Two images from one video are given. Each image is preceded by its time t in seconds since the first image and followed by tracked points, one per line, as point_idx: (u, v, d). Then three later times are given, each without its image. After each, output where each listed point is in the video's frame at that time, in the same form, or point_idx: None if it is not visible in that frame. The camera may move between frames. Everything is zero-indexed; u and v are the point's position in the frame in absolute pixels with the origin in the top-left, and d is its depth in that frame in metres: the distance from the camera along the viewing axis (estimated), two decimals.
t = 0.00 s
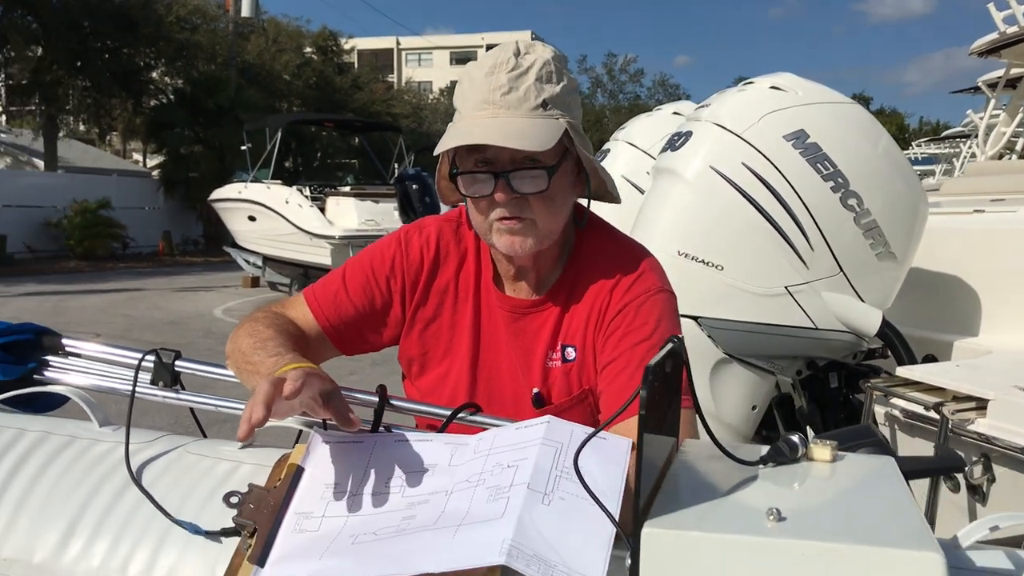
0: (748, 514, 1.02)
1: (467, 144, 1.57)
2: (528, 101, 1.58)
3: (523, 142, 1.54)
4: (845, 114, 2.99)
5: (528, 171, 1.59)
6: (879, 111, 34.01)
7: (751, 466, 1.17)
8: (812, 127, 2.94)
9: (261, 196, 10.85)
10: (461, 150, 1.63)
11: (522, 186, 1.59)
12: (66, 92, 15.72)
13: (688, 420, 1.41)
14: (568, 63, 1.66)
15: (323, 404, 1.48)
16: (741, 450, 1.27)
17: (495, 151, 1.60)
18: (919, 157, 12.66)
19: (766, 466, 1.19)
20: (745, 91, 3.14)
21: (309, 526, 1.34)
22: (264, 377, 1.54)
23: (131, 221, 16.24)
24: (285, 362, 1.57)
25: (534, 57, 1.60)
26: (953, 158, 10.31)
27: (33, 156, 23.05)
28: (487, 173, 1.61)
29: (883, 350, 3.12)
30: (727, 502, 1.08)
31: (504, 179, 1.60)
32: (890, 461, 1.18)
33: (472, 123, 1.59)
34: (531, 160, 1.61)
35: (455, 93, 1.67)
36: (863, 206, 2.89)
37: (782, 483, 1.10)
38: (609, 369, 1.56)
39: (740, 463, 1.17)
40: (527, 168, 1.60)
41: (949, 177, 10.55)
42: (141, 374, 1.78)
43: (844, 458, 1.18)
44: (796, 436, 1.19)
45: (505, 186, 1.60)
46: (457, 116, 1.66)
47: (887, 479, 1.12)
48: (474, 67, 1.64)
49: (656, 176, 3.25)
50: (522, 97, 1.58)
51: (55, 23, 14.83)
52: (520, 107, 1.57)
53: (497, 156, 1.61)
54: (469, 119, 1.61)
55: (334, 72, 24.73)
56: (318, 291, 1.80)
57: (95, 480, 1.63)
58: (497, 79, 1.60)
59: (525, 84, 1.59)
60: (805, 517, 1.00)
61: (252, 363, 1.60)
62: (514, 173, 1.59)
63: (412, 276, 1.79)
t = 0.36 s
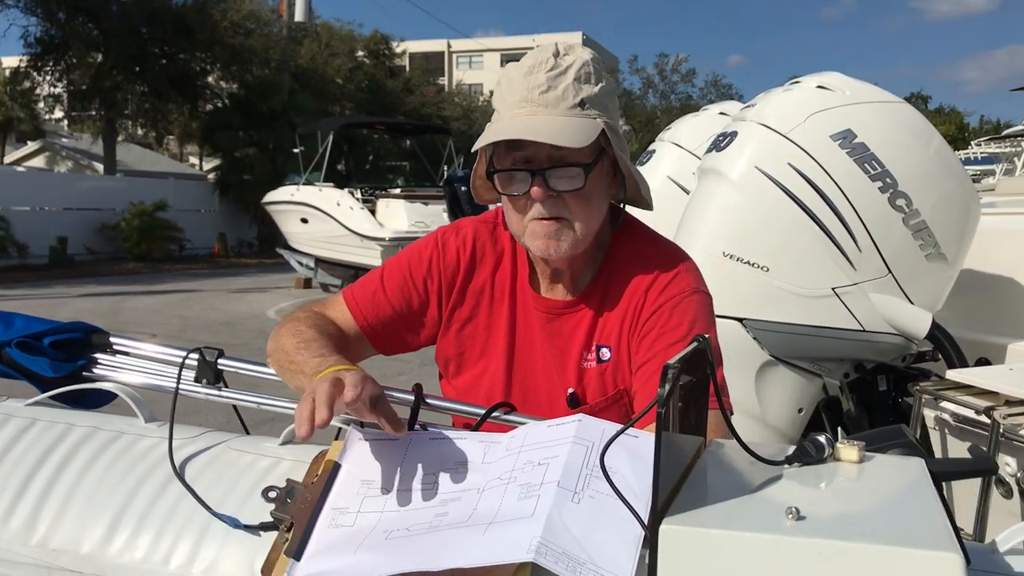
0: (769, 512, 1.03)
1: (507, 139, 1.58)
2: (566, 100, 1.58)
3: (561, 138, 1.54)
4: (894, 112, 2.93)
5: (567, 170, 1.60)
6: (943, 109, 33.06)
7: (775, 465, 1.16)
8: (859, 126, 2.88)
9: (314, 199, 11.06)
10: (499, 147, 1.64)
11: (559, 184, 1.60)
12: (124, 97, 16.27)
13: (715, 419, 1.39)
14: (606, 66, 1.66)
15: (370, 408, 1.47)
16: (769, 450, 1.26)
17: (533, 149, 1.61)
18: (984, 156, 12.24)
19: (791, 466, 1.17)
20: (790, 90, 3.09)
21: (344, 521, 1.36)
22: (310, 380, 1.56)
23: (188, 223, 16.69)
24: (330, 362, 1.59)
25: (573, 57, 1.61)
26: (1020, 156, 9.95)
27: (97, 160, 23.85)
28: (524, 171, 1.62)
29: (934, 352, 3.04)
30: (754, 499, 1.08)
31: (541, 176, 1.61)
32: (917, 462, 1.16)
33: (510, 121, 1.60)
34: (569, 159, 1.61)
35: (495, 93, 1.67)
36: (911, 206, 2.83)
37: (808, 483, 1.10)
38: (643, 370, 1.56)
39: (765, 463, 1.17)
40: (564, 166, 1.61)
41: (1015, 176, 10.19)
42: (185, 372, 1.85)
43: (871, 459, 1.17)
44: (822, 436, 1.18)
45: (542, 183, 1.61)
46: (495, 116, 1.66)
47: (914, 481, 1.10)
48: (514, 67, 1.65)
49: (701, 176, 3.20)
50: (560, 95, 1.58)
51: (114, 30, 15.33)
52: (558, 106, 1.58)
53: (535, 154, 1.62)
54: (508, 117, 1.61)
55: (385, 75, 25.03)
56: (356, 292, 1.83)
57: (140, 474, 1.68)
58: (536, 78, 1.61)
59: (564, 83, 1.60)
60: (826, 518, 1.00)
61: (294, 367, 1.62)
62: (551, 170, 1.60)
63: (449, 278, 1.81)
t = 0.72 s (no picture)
0: (771, 516, 1.02)
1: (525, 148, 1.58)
2: (581, 107, 1.59)
3: (579, 145, 1.55)
4: (916, 117, 2.89)
5: (584, 176, 1.60)
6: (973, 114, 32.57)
7: (781, 470, 1.15)
8: (881, 131, 2.85)
9: (339, 205, 11.12)
10: (515, 156, 1.64)
11: (575, 191, 1.60)
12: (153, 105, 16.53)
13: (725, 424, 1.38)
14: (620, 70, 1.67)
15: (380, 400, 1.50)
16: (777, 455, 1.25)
17: (549, 157, 1.61)
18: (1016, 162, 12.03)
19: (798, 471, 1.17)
20: (811, 95, 3.06)
21: (355, 524, 1.37)
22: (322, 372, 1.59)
23: (215, 230, 16.88)
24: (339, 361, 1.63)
25: (588, 63, 1.61)
26: None
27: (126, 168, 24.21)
28: (540, 178, 1.62)
29: (958, 359, 2.99)
30: (760, 502, 1.07)
31: (558, 183, 1.61)
32: (926, 468, 1.15)
33: (527, 127, 1.60)
34: (585, 166, 1.62)
35: (509, 98, 1.68)
36: (934, 211, 2.80)
37: (815, 488, 1.09)
38: (656, 374, 1.55)
39: (771, 468, 1.16)
40: (582, 173, 1.61)
41: None
42: (200, 375, 1.87)
43: (879, 464, 1.16)
44: (830, 441, 1.17)
45: (559, 191, 1.61)
46: (510, 122, 1.67)
47: (922, 489, 1.09)
48: (529, 74, 1.65)
49: (720, 181, 3.17)
50: (576, 102, 1.59)
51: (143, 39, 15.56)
52: (574, 113, 1.59)
53: (551, 161, 1.62)
54: (524, 124, 1.62)
55: (410, 82, 25.17)
56: (369, 296, 1.85)
57: (156, 476, 1.71)
58: (550, 85, 1.62)
59: (579, 88, 1.60)
60: (829, 523, 1.00)
61: (306, 373, 1.63)
62: (567, 177, 1.60)
63: (461, 282, 1.82)
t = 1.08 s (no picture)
0: (767, 523, 1.02)
1: (506, 171, 1.58)
2: (565, 123, 1.57)
3: (559, 169, 1.54)
4: (926, 123, 2.88)
5: (568, 196, 1.58)
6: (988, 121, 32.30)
7: (782, 477, 1.14)
8: (889, 138, 2.84)
9: (350, 212, 11.16)
10: (501, 175, 1.63)
11: (562, 208, 1.58)
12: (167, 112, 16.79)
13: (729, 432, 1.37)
14: (610, 78, 1.63)
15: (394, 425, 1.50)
16: (776, 463, 1.24)
17: (534, 176, 1.59)
18: None
19: (797, 477, 1.16)
20: (819, 102, 3.04)
21: (356, 530, 1.36)
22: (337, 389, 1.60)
23: (227, 236, 17.00)
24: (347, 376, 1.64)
25: (573, 76, 1.58)
26: None
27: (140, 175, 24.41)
28: (528, 196, 1.60)
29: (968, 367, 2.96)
30: (759, 508, 1.07)
31: (542, 203, 1.59)
32: (929, 477, 1.14)
33: (511, 146, 1.60)
34: (570, 183, 1.59)
35: (497, 114, 1.67)
36: (944, 218, 2.79)
37: (815, 495, 1.08)
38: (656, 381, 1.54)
39: (770, 475, 1.15)
40: (568, 190, 1.59)
41: None
42: (204, 382, 1.88)
43: (880, 472, 1.15)
44: (830, 448, 1.15)
45: (544, 210, 1.59)
46: (498, 138, 1.66)
47: (924, 497, 1.08)
48: (515, 88, 1.63)
49: (729, 188, 3.16)
50: (559, 118, 1.57)
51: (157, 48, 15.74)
52: (557, 130, 1.57)
53: (538, 179, 1.60)
54: (509, 140, 1.61)
55: (422, 90, 25.27)
56: (371, 303, 1.86)
57: (159, 481, 1.71)
58: (535, 101, 1.60)
59: (562, 104, 1.58)
60: (827, 532, 0.99)
61: (308, 375, 1.68)
62: (553, 195, 1.58)
63: (462, 290, 1.82)
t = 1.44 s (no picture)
0: (787, 524, 1.00)
1: (523, 171, 1.57)
2: (582, 123, 1.56)
3: (578, 168, 1.53)
4: (940, 123, 2.85)
5: (584, 196, 1.56)
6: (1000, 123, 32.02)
7: (801, 477, 1.13)
8: (903, 138, 2.81)
9: (360, 215, 11.17)
10: (516, 174, 1.61)
11: (578, 208, 1.56)
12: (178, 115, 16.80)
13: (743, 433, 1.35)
14: (625, 77, 1.62)
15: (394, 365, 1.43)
16: (794, 464, 1.23)
17: (550, 175, 1.58)
18: None
19: (816, 477, 1.14)
20: (831, 102, 3.01)
21: (369, 531, 1.35)
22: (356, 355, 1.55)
23: (237, 239, 17.06)
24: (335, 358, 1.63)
25: (588, 75, 1.57)
26: None
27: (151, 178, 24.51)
28: (543, 196, 1.58)
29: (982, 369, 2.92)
30: (777, 510, 1.05)
31: (558, 203, 1.57)
32: (951, 476, 1.12)
33: (527, 146, 1.59)
34: (587, 182, 1.58)
35: (511, 114, 1.66)
36: (957, 219, 2.76)
37: (834, 496, 1.07)
38: (670, 381, 1.53)
39: (789, 475, 1.14)
40: (584, 190, 1.57)
41: None
42: (216, 381, 1.88)
43: (900, 472, 1.13)
44: (850, 448, 1.14)
45: (561, 210, 1.57)
46: (512, 138, 1.65)
47: (947, 497, 1.06)
48: (529, 86, 1.62)
49: (740, 188, 3.14)
50: (575, 118, 1.56)
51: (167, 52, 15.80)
52: (574, 129, 1.56)
53: (554, 179, 1.59)
54: (524, 141, 1.60)
55: (431, 92, 25.29)
56: (381, 306, 1.85)
57: (170, 481, 1.71)
58: (550, 100, 1.59)
59: (579, 104, 1.57)
60: (854, 536, 0.96)
61: (313, 370, 1.67)
62: (569, 196, 1.56)
63: (472, 291, 1.81)
